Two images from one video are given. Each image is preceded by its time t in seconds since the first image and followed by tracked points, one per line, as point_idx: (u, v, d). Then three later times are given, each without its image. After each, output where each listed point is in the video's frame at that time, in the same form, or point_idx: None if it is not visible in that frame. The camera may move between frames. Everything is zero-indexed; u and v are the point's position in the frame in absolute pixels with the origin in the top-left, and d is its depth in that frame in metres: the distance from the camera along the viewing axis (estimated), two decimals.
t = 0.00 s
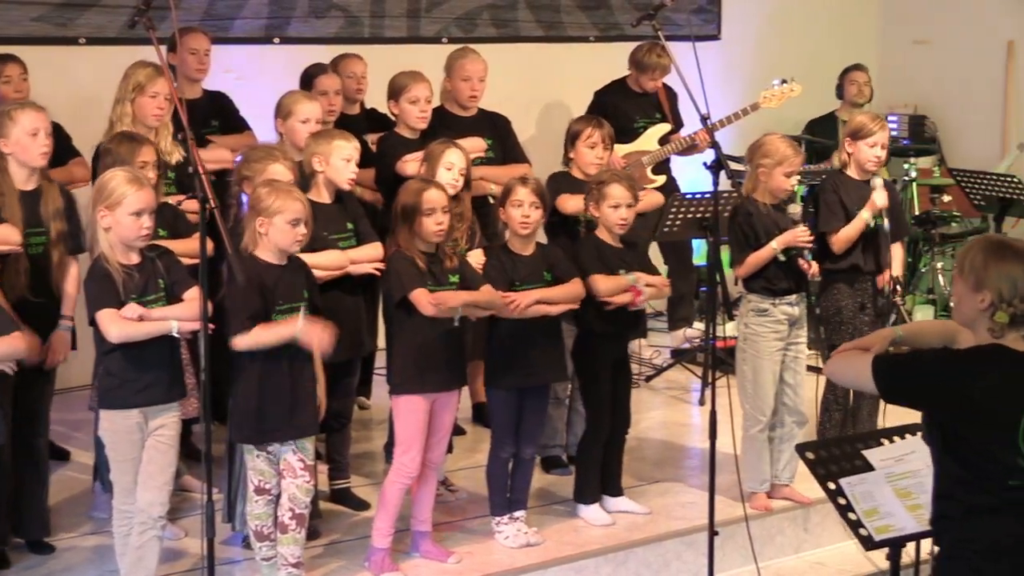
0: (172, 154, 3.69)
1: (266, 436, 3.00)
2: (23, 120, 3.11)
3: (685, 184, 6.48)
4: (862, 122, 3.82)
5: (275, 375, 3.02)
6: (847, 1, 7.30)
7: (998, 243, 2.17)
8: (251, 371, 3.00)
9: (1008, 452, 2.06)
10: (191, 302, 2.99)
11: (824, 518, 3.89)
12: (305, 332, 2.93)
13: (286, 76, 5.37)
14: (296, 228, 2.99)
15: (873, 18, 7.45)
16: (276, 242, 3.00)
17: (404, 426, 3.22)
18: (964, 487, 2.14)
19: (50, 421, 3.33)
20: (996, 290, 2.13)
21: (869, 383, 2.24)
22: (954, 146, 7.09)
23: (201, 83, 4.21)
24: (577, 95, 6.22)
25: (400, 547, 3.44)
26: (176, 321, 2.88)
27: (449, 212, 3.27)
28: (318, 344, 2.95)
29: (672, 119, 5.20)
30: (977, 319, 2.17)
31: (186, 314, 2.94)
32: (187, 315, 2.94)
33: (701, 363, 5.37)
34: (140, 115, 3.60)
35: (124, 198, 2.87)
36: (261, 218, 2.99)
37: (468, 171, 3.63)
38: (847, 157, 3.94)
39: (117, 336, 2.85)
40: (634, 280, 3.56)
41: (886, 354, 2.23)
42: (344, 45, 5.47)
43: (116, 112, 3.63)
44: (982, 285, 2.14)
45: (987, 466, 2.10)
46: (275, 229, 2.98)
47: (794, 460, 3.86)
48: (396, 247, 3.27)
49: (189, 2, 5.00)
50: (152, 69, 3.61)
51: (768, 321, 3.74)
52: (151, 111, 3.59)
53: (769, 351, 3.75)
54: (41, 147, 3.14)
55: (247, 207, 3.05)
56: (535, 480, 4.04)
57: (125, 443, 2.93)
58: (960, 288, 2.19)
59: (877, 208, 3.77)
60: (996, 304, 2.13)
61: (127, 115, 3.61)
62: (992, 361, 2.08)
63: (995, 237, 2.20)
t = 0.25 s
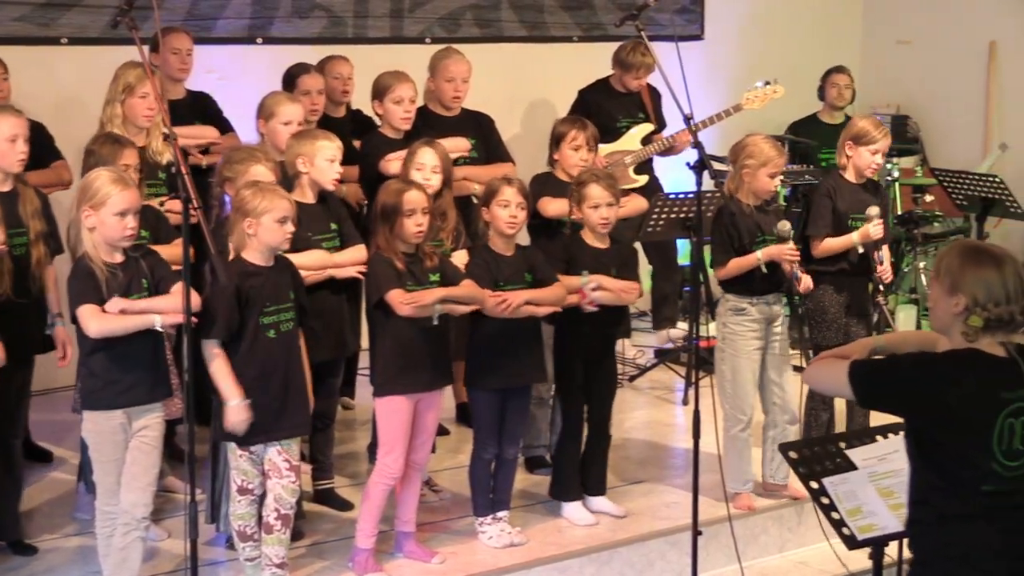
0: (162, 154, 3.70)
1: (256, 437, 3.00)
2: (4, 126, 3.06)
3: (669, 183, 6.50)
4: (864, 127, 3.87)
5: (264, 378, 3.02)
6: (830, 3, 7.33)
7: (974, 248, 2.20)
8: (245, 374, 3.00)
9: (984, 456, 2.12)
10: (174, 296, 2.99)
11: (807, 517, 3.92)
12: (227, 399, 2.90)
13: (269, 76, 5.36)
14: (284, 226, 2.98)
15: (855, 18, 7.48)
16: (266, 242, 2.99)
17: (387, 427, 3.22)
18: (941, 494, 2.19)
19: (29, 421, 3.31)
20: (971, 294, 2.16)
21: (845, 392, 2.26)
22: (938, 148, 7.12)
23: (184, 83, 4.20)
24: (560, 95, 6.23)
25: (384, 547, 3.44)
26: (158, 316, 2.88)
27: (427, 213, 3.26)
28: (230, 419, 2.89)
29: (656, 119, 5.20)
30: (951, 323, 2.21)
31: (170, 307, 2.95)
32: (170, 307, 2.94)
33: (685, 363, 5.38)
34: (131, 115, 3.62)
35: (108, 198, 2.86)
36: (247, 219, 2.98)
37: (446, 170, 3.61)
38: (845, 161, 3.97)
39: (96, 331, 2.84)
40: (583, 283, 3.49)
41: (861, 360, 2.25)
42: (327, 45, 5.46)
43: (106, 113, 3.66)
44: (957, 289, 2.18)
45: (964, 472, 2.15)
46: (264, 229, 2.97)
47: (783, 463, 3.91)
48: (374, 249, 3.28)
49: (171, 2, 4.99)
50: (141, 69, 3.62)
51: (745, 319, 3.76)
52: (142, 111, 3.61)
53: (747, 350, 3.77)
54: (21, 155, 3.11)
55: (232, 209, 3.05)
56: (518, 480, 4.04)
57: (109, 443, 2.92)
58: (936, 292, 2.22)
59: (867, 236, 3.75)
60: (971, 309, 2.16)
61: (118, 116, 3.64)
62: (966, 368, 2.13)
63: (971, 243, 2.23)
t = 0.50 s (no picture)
0: (145, 154, 3.69)
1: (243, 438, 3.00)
2: None
3: (653, 183, 6.51)
4: (864, 131, 3.92)
5: (250, 379, 3.02)
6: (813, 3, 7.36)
7: (946, 254, 2.24)
8: (231, 375, 3.00)
9: (961, 457, 2.17)
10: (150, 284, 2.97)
11: (791, 516, 3.93)
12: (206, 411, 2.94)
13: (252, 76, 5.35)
14: (266, 228, 2.98)
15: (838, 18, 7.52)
16: (248, 244, 2.99)
17: (370, 429, 3.22)
18: (920, 499, 2.22)
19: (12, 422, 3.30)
20: (940, 301, 2.20)
21: (818, 399, 2.29)
22: (923, 147, 7.15)
23: (168, 82, 4.19)
24: (544, 94, 6.23)
25: (369, 548, 3.43)
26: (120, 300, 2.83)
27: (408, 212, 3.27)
28: (210, 431, 2.94)
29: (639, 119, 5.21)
30: (921, 328, 2.25)
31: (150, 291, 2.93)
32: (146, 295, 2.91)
33: (669, 363, 5.40)
34: (114, 116, 3.60)
35: (93, 197, 2.85)
36: (229, 221, 2.97)
37: (423, 170, 3.58)
38: (845, 165, 4.01)
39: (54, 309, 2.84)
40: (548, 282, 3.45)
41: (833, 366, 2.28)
42: (311, 45, 5.45)
43: (89, 113, 3.65)
44: (927, 295, 2.22)
45: (942, 476, 2.19)
46: (246, 231, 2.96)
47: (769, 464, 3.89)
48: (354, 249, 3.27)
49: (154, 2, 4.97)
50: (124, 69, 3.60)
51: (723, 318, 3.77)
52: (125, 111, 3.58)
53: (721, 346, 3.79)
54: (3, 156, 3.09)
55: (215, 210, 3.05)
56: (502, 480, 4.05)
57: (93, 443, 2.91)
58: (907, 296, 2.27)
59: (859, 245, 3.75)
60: (940, 315, 2.20)
61: (101, 116, 3.63)
62: (939, 371, 2.17)
63: (944, 248, 2.26)
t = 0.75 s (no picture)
0: (123, 153, 3.68)
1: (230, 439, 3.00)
2: None
3: (637, 183, 6.53)
4: (850, 141, 3.95)
5: (235, 379, 3.01)
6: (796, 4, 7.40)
7: (934, 245, 2.25)
8: (217, 376, 2.99)
9: (937, 447, 2.20)
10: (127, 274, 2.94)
11: (774, 515, 3.95)
12: (202, 413, 2.92)
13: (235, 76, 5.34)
14: (248, 229, 2.97)
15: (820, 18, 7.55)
16: (229, 245, 2.98)
17: (353, 428, 3.21)
18: (893, 488, 2.24)
19: None
20: (928, 291, 2.21)
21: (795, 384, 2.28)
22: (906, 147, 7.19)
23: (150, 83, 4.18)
24: (528, 94, 6.24)
25: (352, 548, 3.43)
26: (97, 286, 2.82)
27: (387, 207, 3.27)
28: (206, 433, 2.92)
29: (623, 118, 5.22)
30: (906, 319, 2.26)
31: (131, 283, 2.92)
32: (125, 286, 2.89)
33: (653, 363, 5.41)
34: (89, 116, 3.59)
35: (77, 197, 2.83)
36: (211, 222, 2.97)
37: (401, 171, 3.60)
38: (832, 175, 4.05)
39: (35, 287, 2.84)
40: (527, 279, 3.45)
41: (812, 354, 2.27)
42: (294, 45, 5.44)
43: (65, 114, 3.66)
44: (914, 285, 2.22)
45: (916, 466, 2.20)
46: (227, 232, 2.95)
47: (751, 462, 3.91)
48: (334, 250, 3.26)
49: (137, 2, 4.96)
50: (98, 69, 3.61)
51: (713, 316, 3.77)
52: (100, 112, 3.58)
53: (701, 343, 3.80)
54: None
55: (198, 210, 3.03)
56: (486, 480, 4.05)
57: (76, 444, 2.89)
58: (893, 287, 2.27)
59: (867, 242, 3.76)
60: (927, 306, 2.21)
61: (76, 116, 3.64)
62: (921, 362, 2.19)
63: (931, 240, 2.28)
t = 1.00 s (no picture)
0: (89, 155, 3.62)
1: (208, 441, 2.98)
2: None
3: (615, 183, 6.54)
4: (832, 173, 4.14)
5: (212, 380, 2.99)
6: (771, 5, 7.43)
7: (907, 253, 2.28)
8: (195, 377, 2.97)
9: (905, 456, 2.22)
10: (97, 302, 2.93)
11: (750, 514, 3.97)
12: (181, 412, 2.91)
13: (211, 75, 5.32)
14: (226, 229, 2.96)
15: (796, 20, 7.60)
16: (208, 245, 2.96)
17: (328, 429, 3.21)
18: (860, 492, 2.26)
19: None
20: (904, 300, 2.23)
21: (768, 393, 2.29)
22: (881, 148, 7.25)
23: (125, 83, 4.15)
24: (505, 94, 6.24)
25: (329, 549, 3.43)
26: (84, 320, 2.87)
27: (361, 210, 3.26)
28: (183, 433, 2.91)
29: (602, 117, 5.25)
30: (883, 328, 2.28)
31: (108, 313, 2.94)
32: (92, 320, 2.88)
33: (630, 362, 5.42)
34: (52, 117, 3.58)
35: (56, 195, 2.82)
36: (189, 223, 2.96)
37: (376, 172, 3.60)
38: (821, 211, 4.21)
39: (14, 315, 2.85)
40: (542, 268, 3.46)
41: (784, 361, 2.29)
42: (270, 45, 5.42)
43: (26, 115, 3.61)
44: (890, 294, 2.25)
45: (883, 472, 2.23)
46: (206, 233, 2.94)
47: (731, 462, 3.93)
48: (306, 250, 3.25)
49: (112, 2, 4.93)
50: (60, 69, 3.59)
51: (700, 315, 3.78)
52: (64, 112, 3.58)
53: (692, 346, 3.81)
54: None
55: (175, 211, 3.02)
56: (464, 481, 4.04)
57: (52, 446, 2.87)
58: (868, 296, 2.30)
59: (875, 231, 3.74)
60: (903, 314, 2.23)
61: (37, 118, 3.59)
62: (895, 369, 2.22)
63: (903, 249, 2.31)
